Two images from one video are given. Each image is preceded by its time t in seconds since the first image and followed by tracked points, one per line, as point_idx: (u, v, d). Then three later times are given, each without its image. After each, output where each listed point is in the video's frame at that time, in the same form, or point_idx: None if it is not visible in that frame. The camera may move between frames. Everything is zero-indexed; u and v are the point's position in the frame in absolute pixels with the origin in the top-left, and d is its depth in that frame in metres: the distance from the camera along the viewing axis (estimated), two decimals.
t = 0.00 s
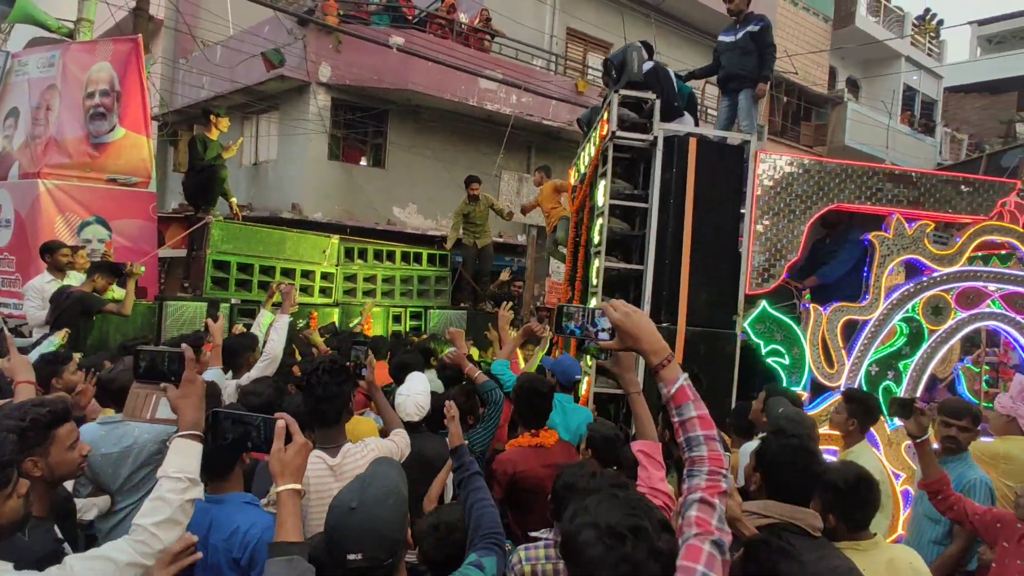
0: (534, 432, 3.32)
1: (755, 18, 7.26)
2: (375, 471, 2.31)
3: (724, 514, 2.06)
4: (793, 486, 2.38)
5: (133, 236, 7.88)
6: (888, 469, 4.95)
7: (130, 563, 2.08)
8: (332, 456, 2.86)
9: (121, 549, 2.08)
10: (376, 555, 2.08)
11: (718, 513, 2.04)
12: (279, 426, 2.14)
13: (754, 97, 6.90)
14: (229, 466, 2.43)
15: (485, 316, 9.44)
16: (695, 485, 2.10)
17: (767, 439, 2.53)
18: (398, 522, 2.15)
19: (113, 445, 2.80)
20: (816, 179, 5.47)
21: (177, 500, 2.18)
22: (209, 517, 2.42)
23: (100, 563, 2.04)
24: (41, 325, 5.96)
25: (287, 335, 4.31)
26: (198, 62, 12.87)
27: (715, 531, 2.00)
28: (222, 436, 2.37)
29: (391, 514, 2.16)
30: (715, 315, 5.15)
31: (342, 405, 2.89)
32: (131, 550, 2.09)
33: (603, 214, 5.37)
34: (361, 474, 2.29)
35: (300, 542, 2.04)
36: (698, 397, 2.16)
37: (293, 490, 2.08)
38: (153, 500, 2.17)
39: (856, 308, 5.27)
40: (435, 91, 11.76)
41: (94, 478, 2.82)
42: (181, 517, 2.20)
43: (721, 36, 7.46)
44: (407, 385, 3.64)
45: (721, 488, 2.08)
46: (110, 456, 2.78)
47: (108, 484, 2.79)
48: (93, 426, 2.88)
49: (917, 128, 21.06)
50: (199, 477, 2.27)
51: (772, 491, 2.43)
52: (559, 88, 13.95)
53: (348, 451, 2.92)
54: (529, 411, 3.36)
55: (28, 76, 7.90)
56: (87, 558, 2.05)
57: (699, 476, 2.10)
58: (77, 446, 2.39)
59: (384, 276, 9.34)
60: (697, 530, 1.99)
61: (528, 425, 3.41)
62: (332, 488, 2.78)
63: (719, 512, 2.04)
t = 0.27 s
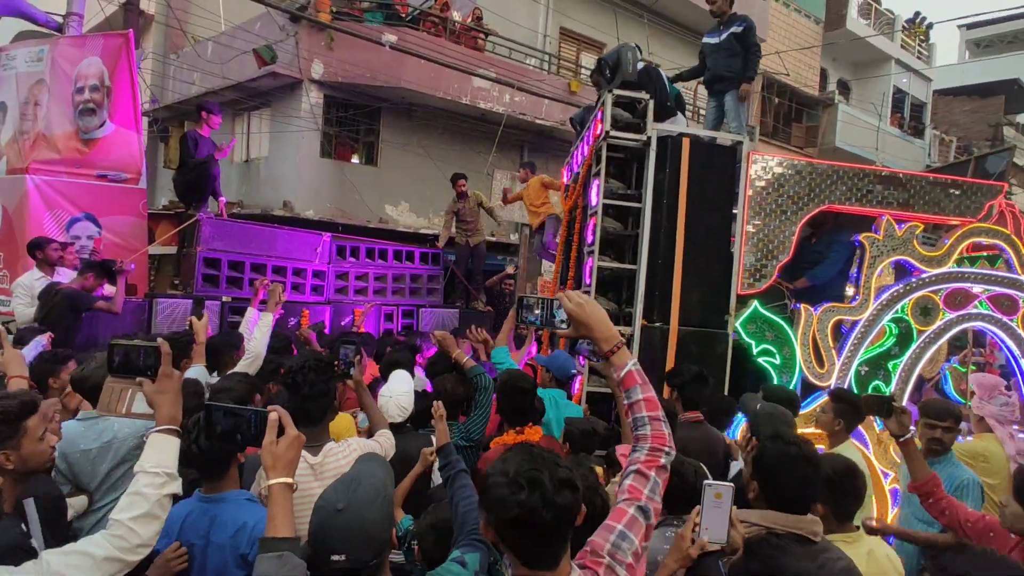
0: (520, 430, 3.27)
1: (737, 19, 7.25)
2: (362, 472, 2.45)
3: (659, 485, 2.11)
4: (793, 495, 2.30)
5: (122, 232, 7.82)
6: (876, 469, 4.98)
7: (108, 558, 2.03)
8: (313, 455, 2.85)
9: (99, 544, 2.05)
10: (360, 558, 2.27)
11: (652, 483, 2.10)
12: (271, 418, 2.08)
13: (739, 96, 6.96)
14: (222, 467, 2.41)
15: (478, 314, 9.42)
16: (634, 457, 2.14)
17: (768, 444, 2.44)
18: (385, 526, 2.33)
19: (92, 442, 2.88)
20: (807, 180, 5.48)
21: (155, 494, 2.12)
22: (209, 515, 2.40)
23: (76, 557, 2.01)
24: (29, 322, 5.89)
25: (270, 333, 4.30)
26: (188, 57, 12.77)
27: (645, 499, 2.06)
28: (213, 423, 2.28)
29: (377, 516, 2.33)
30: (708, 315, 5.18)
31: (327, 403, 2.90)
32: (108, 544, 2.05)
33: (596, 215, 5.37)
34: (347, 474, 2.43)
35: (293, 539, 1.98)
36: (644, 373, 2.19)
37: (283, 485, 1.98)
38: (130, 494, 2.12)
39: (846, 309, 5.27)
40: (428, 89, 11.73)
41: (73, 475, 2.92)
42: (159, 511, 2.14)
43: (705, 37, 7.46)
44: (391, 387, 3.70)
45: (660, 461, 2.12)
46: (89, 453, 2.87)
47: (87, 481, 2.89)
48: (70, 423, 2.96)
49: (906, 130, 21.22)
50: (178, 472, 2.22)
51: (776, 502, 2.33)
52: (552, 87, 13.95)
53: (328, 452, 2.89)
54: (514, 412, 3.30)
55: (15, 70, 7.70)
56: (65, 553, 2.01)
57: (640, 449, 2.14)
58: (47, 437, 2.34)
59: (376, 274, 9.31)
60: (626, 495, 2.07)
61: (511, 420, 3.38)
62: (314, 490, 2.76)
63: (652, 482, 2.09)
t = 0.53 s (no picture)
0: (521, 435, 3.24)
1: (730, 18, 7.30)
2: (349, 472, 2.52)
3: (624, 476, 2.01)
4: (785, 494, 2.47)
5: (116, 229, 7.78)
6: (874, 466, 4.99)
7: (92, 553, 2.01)
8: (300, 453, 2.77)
9: (82, 538, 2.02)
10: (342, 559, 2.40)
11: (616, 475, 2.00)
12: (276, 411, 2.06)
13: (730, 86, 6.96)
14: (221, 464, 2.39)
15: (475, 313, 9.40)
16: (599, 449, 2.06)
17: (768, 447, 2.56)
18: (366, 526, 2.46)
19: (81, 439, 2.92)
20: (807, 179, 5.48)
21: (139, 489, 2.09)
22: (209, 513, 2.37)
23: (58, 552, 1.97)
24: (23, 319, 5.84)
25: (259, 329, 4.28)
26: (183, 53, 12.69)
27: (609, 488, 1.95)
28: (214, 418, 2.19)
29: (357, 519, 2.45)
30: (707, 314, 5.19)
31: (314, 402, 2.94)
32: (92, 539, 2.02)
33: (598, 212, 5.35)
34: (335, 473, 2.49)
35: (299, 535, 1.96)
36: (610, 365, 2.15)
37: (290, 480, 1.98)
38: (115, 488, 2.08)
39: (845, 308, 5.26)
40: (425, 87, 11.71)
41: (63, 474, 2.92)
42: (143, 506, 2.11)
43: (702, 37, 7.48)
44: (387, 388, 3.63)
45: (625, 454, 2.04)
46: (77, 450, 2.90)
47: (78, 479, 2.89)
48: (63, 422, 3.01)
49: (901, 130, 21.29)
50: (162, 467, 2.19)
51: (771, 500, 2.51)
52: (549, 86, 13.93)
53: (315, 449, 2.80)
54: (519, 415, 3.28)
55: (9, 65, 7.62)
56: (46, 548, 1.98)
57: (605, 442, 2.07)
58: (26, 439, 2.22)
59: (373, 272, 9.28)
60: (590, 485, 1.96)
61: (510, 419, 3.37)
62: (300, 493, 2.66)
63: (616, 471, 1.99)
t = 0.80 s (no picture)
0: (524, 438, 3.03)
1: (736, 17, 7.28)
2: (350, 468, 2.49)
3: (600, 484, 2.03)
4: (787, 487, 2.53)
5: (115, 226, 7.73)
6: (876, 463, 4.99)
7: (83, 549, 1.97)
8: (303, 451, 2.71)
9: (74, 535, 1.98)
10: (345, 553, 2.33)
11: (592, 483, 2.03)
12: (288, 403, 2.02)
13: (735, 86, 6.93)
14: (221, 462, 2.36)
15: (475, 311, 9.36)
16: (577, 456, 2.08)
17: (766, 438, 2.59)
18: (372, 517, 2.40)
19: (81, 436, 2.89)
20: (809, 177, 5.45)
21: (133, 485, 2.07)
22: (211, 511, 2.35)
23: (50, 548, 1.94)
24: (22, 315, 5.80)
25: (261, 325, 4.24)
26: (181, 50, 12.64)
27: (583, 497, 1.98)
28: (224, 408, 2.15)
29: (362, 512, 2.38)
30: (710, 312, 5.17)
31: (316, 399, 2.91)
32: (84, 536, 1.99)
33: (601, 209, 5.34)
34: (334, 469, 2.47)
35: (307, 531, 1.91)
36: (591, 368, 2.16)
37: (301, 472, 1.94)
38: (107, 485, 2.05)
39: (847, 307, 5.25)
40: (424, 85, 11.67)
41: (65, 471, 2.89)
42: (136, 502, 2.08)
43: (708, 35, 7.46)
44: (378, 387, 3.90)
45: (601, 460, 2.06)
46: (76, 447, 2.87)
47: (78, 477, 2.88)
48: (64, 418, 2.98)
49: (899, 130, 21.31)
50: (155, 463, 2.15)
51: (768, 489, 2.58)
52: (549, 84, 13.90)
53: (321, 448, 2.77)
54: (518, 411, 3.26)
55: (7, 60, 7.56)
56: (38, 544, 1.95)
57: (582, 447, 2.10)
58: (32, 432, 2.23)
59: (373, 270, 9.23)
60: (563, 494, 2.00)
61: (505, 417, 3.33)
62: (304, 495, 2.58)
63: (591, 480, 2.02)
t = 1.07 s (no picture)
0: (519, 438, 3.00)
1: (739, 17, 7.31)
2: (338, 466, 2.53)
3: (571, 496, 2.01)
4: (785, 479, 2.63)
5: (113, 224, 7.71)
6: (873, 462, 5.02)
7: (77, 544, 1.97)
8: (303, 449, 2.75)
9: (68, 530, 1.98)
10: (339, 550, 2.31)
11: (560, 495, 2.00)
12: (265, 398, 2.08)
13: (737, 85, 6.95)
14: (218, 461, 2.36)
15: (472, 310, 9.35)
16: (550, 465, 2.07)
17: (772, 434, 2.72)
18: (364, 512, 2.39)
19: (81, 433, 2.89)
20: (807, 177, 5.47)
21: (126, 480, 2.05)
22: (209, 508, 2.34)
23: (43, 543, 1.94)
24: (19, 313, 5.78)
25: (267, 321, 4.13)
26: (179, 48, 12.60)
27: (550, 511, 1.96)
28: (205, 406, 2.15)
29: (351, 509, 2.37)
30: (707, 312, 5.19)
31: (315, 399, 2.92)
32: (78, 531, 1.98)
33: (599, 209, 5.34)
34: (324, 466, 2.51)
35: (282, 526, 1.95)
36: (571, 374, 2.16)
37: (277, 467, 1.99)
38: (100, 480, 2.04)
39: (843, 306, 5.29)
40: (423, 84, 11.67)
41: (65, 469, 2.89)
42: (130, 498, 2.07)
43: (709, 35, 7.47)
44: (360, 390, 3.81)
45: (573, 471, 2.04)
46: (75, 445, 2.87)
47: (78, 475, 2.88)
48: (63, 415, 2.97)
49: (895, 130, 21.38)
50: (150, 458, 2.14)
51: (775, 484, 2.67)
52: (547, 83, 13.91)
53: (319, 444, 2.80)
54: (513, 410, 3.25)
55: (5, 58, 7.54)
56: (32, 539, 1.94)
57: (555, 457, 2.08)
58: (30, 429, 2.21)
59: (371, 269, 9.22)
60: (530, 507, 1.98)
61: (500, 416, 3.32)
62: (303, 493, 2.63)
63: (561, 491, 2.00)
